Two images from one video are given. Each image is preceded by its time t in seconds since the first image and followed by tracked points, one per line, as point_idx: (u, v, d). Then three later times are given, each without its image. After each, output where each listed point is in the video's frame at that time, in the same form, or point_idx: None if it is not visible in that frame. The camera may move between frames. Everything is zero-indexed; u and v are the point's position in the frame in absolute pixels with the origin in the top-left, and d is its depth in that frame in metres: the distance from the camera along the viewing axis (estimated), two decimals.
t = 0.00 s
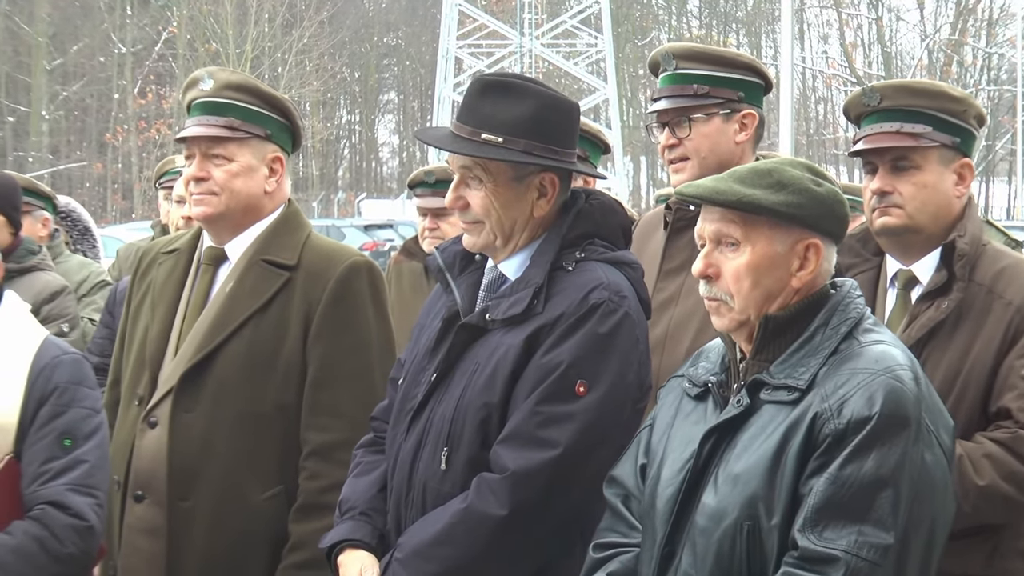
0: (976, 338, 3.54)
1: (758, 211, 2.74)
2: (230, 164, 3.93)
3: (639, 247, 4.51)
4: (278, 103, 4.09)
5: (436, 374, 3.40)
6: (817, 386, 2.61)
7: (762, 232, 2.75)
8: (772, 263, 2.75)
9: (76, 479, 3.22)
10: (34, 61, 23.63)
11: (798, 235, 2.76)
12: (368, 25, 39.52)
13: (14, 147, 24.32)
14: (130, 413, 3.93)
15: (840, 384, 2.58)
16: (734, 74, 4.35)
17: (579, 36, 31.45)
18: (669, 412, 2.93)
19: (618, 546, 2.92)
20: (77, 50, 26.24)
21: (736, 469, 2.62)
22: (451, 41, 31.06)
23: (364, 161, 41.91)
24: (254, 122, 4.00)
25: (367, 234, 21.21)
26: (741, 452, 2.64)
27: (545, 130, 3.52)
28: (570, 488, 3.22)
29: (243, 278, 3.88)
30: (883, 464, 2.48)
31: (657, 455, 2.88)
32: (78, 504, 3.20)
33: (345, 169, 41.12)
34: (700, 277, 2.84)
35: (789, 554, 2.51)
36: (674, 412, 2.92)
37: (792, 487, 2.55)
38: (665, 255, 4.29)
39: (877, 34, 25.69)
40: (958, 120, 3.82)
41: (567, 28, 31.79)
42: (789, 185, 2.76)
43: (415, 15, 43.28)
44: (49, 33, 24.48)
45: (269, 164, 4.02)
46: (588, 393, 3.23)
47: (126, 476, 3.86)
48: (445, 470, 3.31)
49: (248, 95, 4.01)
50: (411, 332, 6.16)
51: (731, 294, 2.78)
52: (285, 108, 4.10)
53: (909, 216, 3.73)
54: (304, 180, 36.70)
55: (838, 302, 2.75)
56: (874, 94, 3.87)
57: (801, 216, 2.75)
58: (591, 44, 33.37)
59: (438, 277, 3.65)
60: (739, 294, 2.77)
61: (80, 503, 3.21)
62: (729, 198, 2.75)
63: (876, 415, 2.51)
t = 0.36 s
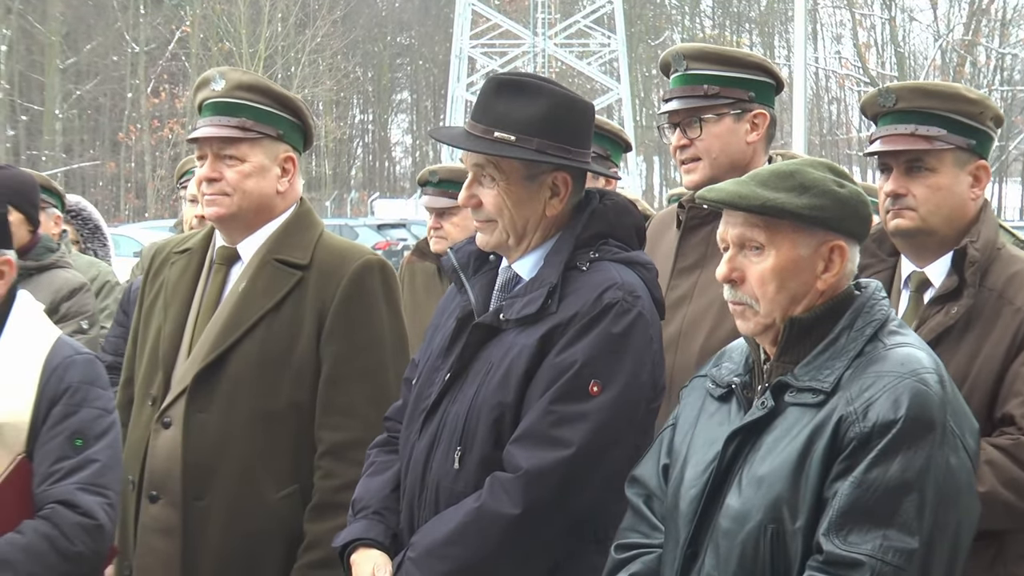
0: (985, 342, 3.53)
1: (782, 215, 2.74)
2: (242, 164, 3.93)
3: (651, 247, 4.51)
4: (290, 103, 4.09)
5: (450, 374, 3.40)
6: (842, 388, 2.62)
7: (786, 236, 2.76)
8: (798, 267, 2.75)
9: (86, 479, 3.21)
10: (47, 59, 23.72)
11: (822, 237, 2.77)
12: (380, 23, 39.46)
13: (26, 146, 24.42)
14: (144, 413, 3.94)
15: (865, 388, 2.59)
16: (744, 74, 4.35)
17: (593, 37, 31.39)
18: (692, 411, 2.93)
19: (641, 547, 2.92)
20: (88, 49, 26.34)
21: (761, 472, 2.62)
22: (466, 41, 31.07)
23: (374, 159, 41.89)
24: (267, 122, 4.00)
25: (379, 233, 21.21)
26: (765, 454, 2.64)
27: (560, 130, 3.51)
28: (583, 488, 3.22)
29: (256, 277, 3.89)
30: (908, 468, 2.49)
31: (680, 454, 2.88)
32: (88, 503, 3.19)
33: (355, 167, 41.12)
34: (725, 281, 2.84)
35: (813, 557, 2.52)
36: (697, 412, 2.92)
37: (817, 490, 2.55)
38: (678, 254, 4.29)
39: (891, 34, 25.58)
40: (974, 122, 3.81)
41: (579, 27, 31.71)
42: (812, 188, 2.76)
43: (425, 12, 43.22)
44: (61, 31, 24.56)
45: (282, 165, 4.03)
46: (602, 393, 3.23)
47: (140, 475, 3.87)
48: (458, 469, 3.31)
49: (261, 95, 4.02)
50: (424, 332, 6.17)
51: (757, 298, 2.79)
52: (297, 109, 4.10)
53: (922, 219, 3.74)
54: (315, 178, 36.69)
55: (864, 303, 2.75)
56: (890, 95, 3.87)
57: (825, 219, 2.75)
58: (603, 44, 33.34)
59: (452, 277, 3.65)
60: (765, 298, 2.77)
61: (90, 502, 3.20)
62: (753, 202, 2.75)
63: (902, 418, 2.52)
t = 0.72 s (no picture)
0: (992, 344, 3.52)
1: (804, 221, 2.74)
2: (252, 165, 3.93)
3: (659, 247, 4.52)
4: (300, 104, 4.10)
5: (457, 375, 3.41)
6: (863, 395, 2.62)
7: (808, 241, 2.76)
8: (820, 271, 2.75)
9: (93, 483, 3.20)
10: (58, 61, 24.02)
11: (844, 241, 2.77)
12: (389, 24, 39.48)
13: (35, 146, 24.53)
14: (153, 416, 3.94)
15: (886, 394, 2.58)
16: (752, 77, 4.35)
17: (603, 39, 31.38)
18: (712, 411, 2.94)
19: (661, 549, 2.93)
20: (98, 51, 26.45)
21: (781, 478, 2.63)
22: (474, 42, 31.04)
23: (382, 160, 41.91)
24: (276, 123, 4.01)
25: (388, 235, 21.20)
26: (786, 460, 2.65)
27: (572, 132, 3.51)
28: (590, 489, 3.21)
29: (266, 279, 3.89)
30: (930, 476, 2.49)
31: (700, 455, 2.89)
32: (95, 507, 3.19)
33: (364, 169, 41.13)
34: (746, 286, 2.84)
35: (835, 566, 2.52)
36: (717, 412, 2.93)
37: (838, 497, 2.56)
38: (687, 255, 4.29)
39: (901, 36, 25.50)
40: (977, 123, 3.81)
41: (587, 28, 31.69)
42: (833, 192, 2.76)
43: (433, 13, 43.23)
44: (70, 32, 24.64)
45: (292, 166, 4.03)
46: (608, 395, 3.23)
47: (148, 477, 3.88)
48: (464, 470, 3.32)
49: (271, 96, 4.02)
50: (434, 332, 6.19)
51: (778, 303, 2.79)
52: (307, 110, 4.11)
53: (928, 223, 3.73)
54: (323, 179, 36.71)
55: (885, 305, 2.75)
56: (891, 100, 3.88)
57: (847, 224, 2.75)
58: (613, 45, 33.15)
59: (461, 279, 3.64)
60: (786, 303, 2.77)
61: (96, 506, 3.19)
62: (774, 208, 2.75)
63: (923, 426, 2.51)
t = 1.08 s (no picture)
0: (999, 346, 3.52)
1: (805, 227, 2.74)
2: (260, 167, 3.94)
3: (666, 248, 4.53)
4: (308, 106, 4.10)
5: (465, 377, 3.41)
6: (879, 401, 2.62)
7: (811, 247, 2.76)
8: (824, 276, 2.76)
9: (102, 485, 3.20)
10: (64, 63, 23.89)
11: (848, 246, 2.76)
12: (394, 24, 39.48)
13: (42, 148, 24.63)
14: (160, 418, 3.96)
15: (902, 401, 2.59)
16: (759, 78, 4.36)
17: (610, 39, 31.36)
18: (728, 412, 2.96)
19: (677, 551, 2.97)
20: (103, 51, 26.50)
21: (797, 484, 2.64)
22: (481, 42, 31.01)
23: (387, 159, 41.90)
24: (284, 125, 4.02)
25: (395, 236, 21.18)
26: (802, 467, 2.66)
27: (579, 133, 3.51)
28: (597, 491, 3.20)
29: (274, 280, 3.89)
30: (947, 484, 2.49)
31: (717, 456, 2.91)
32: (103, 509, 3.19)
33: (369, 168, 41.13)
34: (753, 290, 2.86)
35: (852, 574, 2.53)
36: (733, 414, 2.95)
37: (855, 504, 2.57)
38: (695, 256, 4.30)
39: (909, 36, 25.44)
40: (979, 123, 3.82)
41: (594, 28, 31.65)
42: (836, 197, 2.75)
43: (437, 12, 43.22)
44: (76, 33, 24.68)
45: (299, 167, 4.03)
46: (616, 397, 3.23)
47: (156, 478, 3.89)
48: (471, 472, 3.32)
49: (278, 98, 4.03)
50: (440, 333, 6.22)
51: (783, 308, 2.80)
52: (314, 111, 4.12)
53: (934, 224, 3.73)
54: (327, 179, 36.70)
55: (900, 307, 2.76)
56: (894, 101, 3.89)
57: (849, 230, 2.74)
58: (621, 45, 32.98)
59: (469, 280, 3.66)
60: (791, 308, 2.78)
61: (104, 508, 3.19)
62: (775, 214, 2.76)
63: (940, 433, 2.52)
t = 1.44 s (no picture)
0: (1011, 349, 3.51)
1: (805, 232, 2.77)
2: (269, 170, 3.94)
3: (677, 251, 4.53)
4: (318, 110, 4.11)
5: (476, 380, 3.41)
6: (896, 407, 2.62)
7: (816, 251, 2.79)
8: (830, 281, 2.77)
9: (115, 488, 3.20)
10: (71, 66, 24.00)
11: (854, 250, 2.76)
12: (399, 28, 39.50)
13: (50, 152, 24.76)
14: (171, 421, 3.96)
15: (919, 408, 2.58)
16: (769, 81, 4.36)
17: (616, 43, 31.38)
18: (753, 415, 2.96)
19: (701, 551, 3.00)
20: (113, 58, 26.47)
21: (813, 490, 2.64)
22: (488, 47, 31.04)
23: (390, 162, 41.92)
24: (293, 129, 4.02)
25: (402, 239, 21.16)
26: (819, 472, 2.66)
27: (587, 136, 3.50)
28: (609, 494, 3.20)
29: (284, 284, 3.90)
30: (961, 494, 2.48)
31: (741, 457, 2.93)
32: (116, 512, 3.18)
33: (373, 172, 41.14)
34: (770, 293, 2.90)
35: None
36: (758, 416, 2.95)
37: (870, 512, 2.56)
38: (705, 258, 4.30)
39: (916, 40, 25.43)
40: (991, 127, 3.82)
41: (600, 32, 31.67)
42: (839, 202, 2.76)
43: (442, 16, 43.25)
44: (84, 38, 24.74)
45: (309, 171, 4.03)
46: (628, 399, 3.23)
47: (167, 481, 3.89)
48: (484, 476, 3.32)
49: (288, 102, 4.04)
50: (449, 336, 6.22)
51: (795, 311, 2.84)
52: (324, 115, 4.12)
53: (945, 228, 3.74)
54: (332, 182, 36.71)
55: (924, 311, 2.74)
56: (906, 105, 3.88)
57: (850, 234, 2.74)
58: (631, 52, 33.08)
59: (477, 283, 3.64)
60: (802, 311, 2.82)
61: (118, 511, 3.19)
62: (776, 219, 2.80)
63: (955, 442, 2.51)
